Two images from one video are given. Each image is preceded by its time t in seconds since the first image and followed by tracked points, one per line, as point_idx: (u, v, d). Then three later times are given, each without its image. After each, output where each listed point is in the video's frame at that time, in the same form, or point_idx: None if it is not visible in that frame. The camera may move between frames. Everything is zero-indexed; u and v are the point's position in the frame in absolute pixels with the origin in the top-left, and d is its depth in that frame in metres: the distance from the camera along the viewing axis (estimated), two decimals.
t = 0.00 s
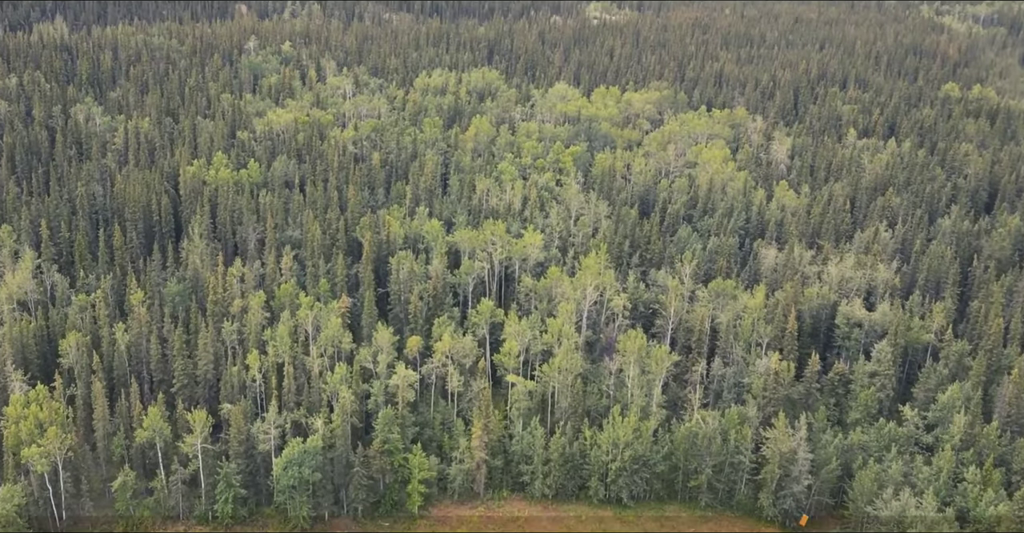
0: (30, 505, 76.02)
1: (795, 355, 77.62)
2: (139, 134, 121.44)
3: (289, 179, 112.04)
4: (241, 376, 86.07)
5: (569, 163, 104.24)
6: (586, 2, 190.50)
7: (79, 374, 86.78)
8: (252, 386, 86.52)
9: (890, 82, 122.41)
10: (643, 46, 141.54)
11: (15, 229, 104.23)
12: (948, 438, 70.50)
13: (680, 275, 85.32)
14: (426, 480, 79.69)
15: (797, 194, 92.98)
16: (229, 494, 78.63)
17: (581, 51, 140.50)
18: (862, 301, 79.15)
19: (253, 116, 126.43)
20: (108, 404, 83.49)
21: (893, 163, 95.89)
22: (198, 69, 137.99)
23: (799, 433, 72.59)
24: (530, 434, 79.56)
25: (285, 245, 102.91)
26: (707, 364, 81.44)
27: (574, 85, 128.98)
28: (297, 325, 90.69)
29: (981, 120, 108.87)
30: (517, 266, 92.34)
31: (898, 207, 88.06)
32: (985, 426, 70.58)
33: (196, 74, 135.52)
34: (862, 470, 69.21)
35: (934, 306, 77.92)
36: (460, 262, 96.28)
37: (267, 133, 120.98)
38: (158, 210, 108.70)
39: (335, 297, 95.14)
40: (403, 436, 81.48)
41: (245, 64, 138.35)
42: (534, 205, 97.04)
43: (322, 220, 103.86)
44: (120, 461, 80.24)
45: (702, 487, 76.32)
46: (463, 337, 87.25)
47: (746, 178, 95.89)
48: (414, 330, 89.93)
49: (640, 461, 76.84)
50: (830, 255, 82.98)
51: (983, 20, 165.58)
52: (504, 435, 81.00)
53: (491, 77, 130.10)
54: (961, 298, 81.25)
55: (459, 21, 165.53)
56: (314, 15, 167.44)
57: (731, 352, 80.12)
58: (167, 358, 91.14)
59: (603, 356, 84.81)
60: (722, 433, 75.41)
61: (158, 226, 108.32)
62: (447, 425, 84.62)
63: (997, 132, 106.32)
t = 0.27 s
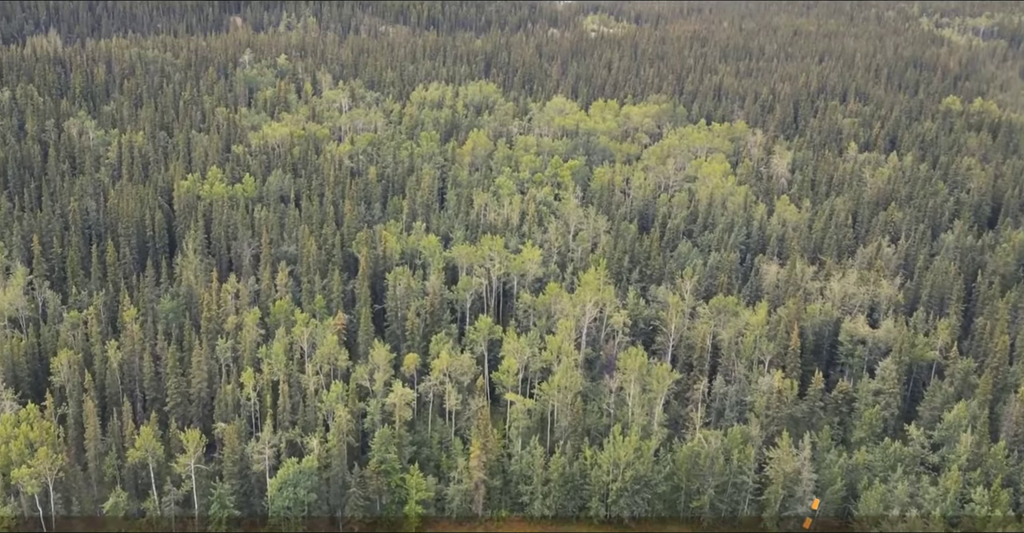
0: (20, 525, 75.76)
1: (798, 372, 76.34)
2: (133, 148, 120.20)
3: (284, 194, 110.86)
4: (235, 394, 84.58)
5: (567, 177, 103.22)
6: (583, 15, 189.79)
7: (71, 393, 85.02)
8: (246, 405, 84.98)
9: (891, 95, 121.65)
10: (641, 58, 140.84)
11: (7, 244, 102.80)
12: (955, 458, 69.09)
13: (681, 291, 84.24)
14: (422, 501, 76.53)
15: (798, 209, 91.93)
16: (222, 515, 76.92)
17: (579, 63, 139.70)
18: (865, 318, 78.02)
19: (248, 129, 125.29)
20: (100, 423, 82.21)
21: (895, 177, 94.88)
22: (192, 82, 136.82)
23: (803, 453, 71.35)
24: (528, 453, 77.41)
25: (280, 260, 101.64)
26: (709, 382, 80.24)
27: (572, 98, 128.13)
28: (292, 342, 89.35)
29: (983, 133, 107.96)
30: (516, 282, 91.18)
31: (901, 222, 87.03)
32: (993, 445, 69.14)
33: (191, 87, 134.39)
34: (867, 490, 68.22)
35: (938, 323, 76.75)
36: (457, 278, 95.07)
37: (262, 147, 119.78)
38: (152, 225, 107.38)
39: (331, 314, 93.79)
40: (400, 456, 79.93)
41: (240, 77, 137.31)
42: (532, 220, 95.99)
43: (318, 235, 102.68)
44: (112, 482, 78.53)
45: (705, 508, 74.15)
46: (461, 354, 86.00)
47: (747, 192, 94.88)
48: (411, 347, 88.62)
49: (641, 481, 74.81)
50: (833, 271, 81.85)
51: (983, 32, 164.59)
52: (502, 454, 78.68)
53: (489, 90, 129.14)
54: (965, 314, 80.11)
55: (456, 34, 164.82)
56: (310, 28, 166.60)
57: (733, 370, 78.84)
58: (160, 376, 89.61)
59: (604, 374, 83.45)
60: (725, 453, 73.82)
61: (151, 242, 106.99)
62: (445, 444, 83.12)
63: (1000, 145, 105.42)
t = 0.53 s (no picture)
0: None
1: (801, 391, 75.06)
2: (126, 163, 118.84)
3: (279, 209, 109.60)
4: (228, 414, 83.06)
5: (565, 192, 102.10)
6: (580, 28, 189.42)
7: (61, 412, 83.44)
8: (239, 424, 83.43)
9: (892, 108, 120.83)
10: (639, 72, 140.12)
11: None
12: (962, 479, 67.76)
13: (681, 308, 83.11)
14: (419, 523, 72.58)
15: (799, 224, 90.88)
16: None
17: (576, 77, 138.85)
18: (869, 335, 76.90)
19: (242, 143, 124.06)
20: (90, 443, 80.71)
21: (897, 192, 93.85)
22: (186, 96, 135.62)
23: (807, 473, 69.57)
24: (528, 473, 74.15)
25: (274, 277, 100.33)
26: (710, 401, 78.97)
27: (570, 112, 127.24)
28: (286, 360, 87.87)
29: (984, 147, 107.10)
30: (513, 298, 89.97)
31: (903, 237, 86.00)
32: (1000, 466, 67.83)
33: (185, 101, 133.22)
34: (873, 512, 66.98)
35: (943, 341, 75.64)
36: (454, 295, 93.79)
37: (257, 161, 118.52)
38: (145, 241, 105.96)
39: (326, 331, 92.41)
40: (396, 477, 78.36)
41: (234, 90, 136.20)
42: (530, 236, 94.85)
43: (313, 251, 101.38)
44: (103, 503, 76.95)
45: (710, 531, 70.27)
46: (459, 372, 84.57)
47: (747, 207, 93.82)
48: (407, 365, 87.20)
49: (642, 503, 71.72)
50: (835, 287, 80.75)
51: (982, 45, 164.93)
52: (501, 474, 75.95)
53: (485, 104, 128.17)
54: (969, 331, 79.00)
55: (452, 47, 164.06)
56: (305, 41, 165.75)
57: (735, 389, 77.50)
58: (153, 395, 88.00)
59: (603, 392, 81.99)
60: (727, 474, 72.18)
61: (144, 258, 105.54)
62: (442, 464, 81.55)
63: (1002, 159, 104.47)
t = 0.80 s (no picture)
0: None
1: (805, 410, 73.66)
2: (119, 177, 117.26)
3: (273, 224, 108.30)
4: (221, 434, 81.40)
5: (563, 207, 100.97)
6: (577, 41, 189.68)
7: (51, 432, 81.51)
8: (233, 444, 81.74)
9: (893, 122, 119.94)
10: (637, 85, 139.24)
11: None
12: (970, 500, 66.08)
13: (681, 325, 81.91)
14: None
15: (800, 239, 89.74)
16: None
17: (573, 90, 137.90)
18: (873, 354, 75.71)
19: (236, 158, 122.72)
20: (81, 464, 78.93)
21: (900, 207, 92.71)
22: (180, 110, 134.27)
23: (812, 495, 67.57)
24: (527, 494, 72.55)
25: (268, 293, 98.90)
26: (712, 420, 77.49)
27: (567, 126, 126.22)
28: (280, 379, 86.23)
29: (986, 162, 106.16)
30: (512, 315, 88.69)
31: (906, 253, 84.90)
32: (1009, 487, 66.24)
33: (179, 115, 131.90)
34: None
35: (948, 358, 74.41)
36: (452, 312, 92.44)
37: (251, 176, 117.20)
38: (138, 257, 104.33)
39: (321, 350, 90.92)
40: (393, 498, 76.68)
41: (229, 104, 134.94)
42: (528, 252, 93.64)
43: (308, 267, 99.97)
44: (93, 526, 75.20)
45: None
46: (456, 391, 83.06)
47: (748, 223, 92.66)
48: (404, 384, 85.65)
49: (644, 526, 69.31)
50: (838, 304, 79.59)
51: (983, 58, 164.85)
52: (499, 496, 74.33)
53: (482, 118, 127.08)
54: (975, 349, 77.76)
55: (448, 60, 163.11)
56: (300, 54, 164.71)
57: (737, 408, 76.12)
58: (145, 414, 86.17)
59: (603, 412, 80.42)
60: (730, 494, 69.82)
61: (137, 274, 103.93)
62: (439, 485, 79.90)
63: (1005, 173, 103.41)
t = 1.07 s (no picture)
0: None
1: (809, 429, 72.34)
2: (113, 192, 115.96)
3: (268, 239, 107.17)
4: (215, 453, 79.92)
5: (561, 222, 100.06)
6: (574, 54, 189.51)
7: (42, 452, 79.83)
8: (227, 464, 80.21)
9: (893, 136, 119.26)
10: (635, 99, 138.56)
11: None
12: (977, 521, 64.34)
13: (683, 342, 80.84)
14: None
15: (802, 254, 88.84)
16: None
17: (571, 104, 137.11)
18: (876, 371, 74.71)
19: (231, 172, 121.60)
20: (72, 484, 77.33)
21: (902, 222, 91.78)
22: (175, 124, 133.13)
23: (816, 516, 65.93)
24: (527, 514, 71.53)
25: (264, 309, 97.65)
26: (714, 439, 76.19)
27: (565, 140, 125.37)
28: (275, 397, 84.76)
29: (988, 176, 105.40)
30: (510, 332, 87.59)
31: (909, 268, 83.95)
32: (1018, 507, 64.70)
33: (173, 129, 130.82)
34: None
35: (953, 376, 73.32)
36: (449, 329, 91.30)
37: (246, 190, 116.10)
38: (131, 273, 102.96)
39: (317, 367, 89.63)
40: (390, 520, 75.30)
41: (224, 118, 133.87)
42: (526, 268, 92.56)
43: (304, 283, 98.74)
44: None
45: None
46: (454, 410, 81.74)
47: (749, 238, 91.74)
48: (401, 402, 84.29)
49: None
50: (841, 321, 78.63)
51: (983, 71, 164.54)
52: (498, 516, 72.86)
53: (479, 132, 126.17)
54: (980, 366, 76.69)
55: (445, 74, 162.35)
56: (296, 68, 163.85)
57: (739, 427, 75.00)
58: (138, 433, 84.56)
59: (604, 430, 78.99)
60: (734, 515, 67.40)
61: (130, 290, 102.51)
62: (437, 505, 78.54)
63: (1007, 188, 102.59)
